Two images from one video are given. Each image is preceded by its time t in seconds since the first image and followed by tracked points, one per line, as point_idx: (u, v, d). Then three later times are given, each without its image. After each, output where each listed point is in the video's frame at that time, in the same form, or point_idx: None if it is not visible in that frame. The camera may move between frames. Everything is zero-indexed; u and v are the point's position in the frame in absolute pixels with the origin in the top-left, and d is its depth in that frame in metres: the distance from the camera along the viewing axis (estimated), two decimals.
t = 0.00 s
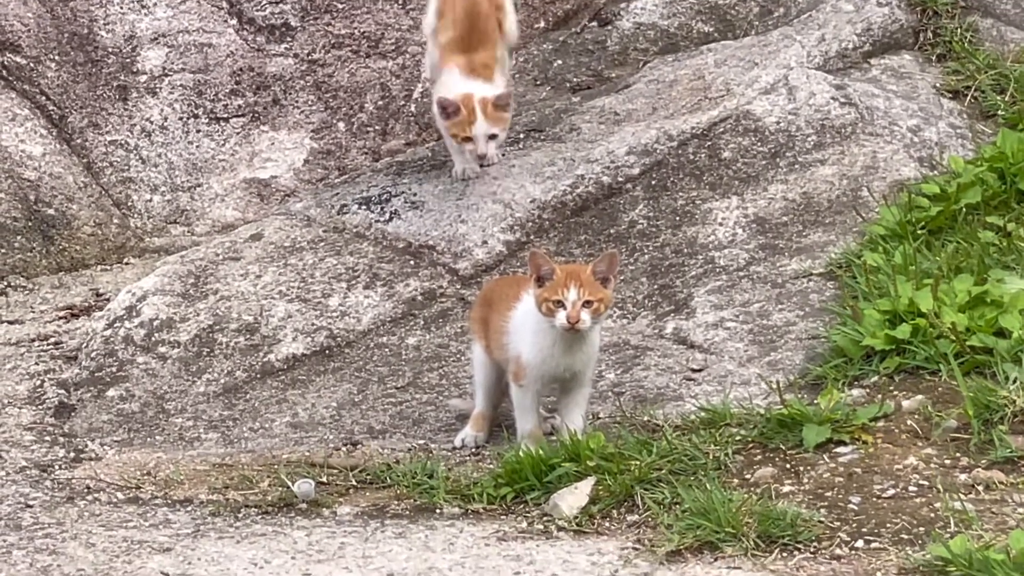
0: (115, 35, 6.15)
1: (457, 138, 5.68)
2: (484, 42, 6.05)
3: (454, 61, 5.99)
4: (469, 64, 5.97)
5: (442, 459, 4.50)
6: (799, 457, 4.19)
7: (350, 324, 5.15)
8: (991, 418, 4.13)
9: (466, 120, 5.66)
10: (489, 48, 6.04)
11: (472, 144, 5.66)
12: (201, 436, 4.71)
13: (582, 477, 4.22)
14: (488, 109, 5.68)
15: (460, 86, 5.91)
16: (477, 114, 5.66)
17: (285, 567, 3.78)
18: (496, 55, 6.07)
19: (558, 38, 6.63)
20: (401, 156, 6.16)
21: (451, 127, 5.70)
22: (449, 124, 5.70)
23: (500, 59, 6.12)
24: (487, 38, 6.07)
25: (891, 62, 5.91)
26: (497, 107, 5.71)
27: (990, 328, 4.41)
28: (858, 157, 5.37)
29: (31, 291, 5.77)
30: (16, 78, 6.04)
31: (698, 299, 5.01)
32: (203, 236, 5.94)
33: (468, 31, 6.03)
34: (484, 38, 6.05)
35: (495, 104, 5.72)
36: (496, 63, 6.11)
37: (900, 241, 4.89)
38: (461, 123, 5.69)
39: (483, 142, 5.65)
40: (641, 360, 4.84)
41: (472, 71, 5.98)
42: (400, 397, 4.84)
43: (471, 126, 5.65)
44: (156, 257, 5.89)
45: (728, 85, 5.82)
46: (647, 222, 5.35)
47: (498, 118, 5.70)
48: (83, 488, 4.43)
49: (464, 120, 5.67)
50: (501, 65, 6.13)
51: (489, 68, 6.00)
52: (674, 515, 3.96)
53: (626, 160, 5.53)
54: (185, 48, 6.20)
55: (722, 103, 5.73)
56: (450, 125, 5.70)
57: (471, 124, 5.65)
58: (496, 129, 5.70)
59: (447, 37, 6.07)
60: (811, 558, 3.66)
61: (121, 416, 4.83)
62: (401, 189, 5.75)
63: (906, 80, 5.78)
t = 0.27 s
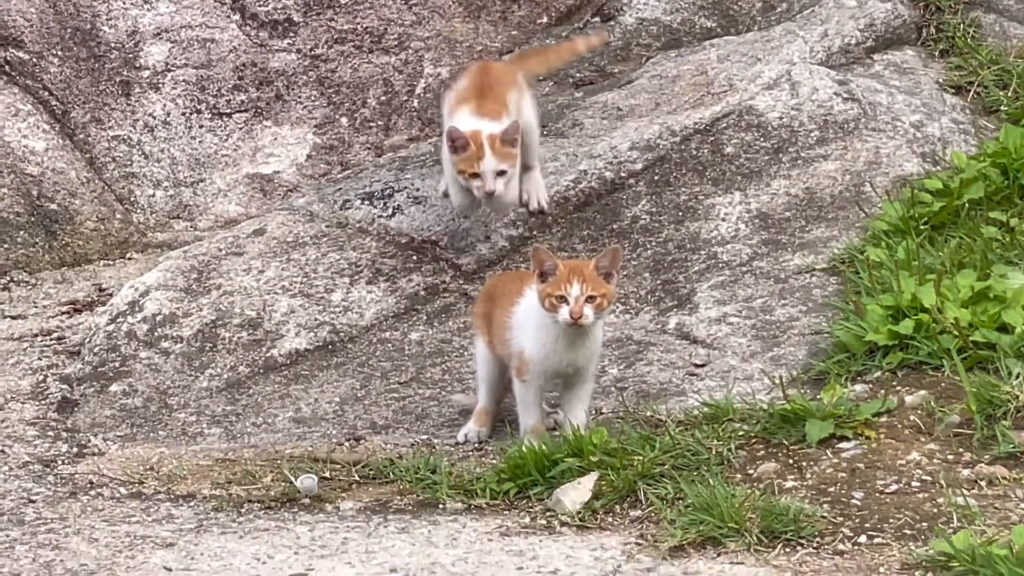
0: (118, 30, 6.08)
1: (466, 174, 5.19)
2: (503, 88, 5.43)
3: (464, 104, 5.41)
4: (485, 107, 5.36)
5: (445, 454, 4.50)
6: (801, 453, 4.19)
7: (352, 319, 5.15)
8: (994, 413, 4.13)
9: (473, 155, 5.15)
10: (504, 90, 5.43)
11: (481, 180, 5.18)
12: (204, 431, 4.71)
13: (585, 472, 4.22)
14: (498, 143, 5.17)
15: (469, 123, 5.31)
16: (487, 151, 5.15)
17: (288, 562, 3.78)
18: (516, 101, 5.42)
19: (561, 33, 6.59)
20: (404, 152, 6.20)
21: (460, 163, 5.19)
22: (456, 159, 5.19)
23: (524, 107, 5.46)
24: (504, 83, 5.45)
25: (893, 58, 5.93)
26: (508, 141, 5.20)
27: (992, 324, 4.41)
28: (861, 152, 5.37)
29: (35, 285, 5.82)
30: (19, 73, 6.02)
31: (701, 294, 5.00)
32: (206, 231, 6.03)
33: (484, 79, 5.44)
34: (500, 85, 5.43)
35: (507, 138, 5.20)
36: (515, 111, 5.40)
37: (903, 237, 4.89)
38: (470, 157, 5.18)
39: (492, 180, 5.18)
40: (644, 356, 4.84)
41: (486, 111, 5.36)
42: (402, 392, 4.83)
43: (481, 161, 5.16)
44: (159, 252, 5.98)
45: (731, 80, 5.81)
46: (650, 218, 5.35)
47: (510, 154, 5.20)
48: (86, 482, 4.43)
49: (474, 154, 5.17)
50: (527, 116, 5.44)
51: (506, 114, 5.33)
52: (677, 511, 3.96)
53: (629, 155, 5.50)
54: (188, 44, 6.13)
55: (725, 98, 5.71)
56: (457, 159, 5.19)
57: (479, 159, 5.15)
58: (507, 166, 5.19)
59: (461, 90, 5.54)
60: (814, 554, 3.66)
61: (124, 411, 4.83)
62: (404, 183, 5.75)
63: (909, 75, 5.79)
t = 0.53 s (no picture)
0: (120, 26, 6.10)
1: (472, 216, 5.11)
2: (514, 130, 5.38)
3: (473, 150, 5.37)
4: (493, 152, 5.31)
5: (448, 450, 4.50)
6: (804, 448, 4.19)
7: (355, 315, 5.15)
8: (997, 409, 4.13)
9: (479, 196, 5.10)
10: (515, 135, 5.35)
11: (487, 221, 5.08)
12: (207, 426, 4.71)
13: (588, 468, 4.22)
14: (502, 184, 5.10)
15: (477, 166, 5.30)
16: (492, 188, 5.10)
17: (291, 557, 3.79)
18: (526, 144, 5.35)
19: (563, 29, 6.47)
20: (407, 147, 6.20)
21: (465, 205, 5.13)
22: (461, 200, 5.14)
23: (535, 151, 5.39)
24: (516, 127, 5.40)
25: (897, 53, 5.92)
26: (512, 183, 5.12)
27: (995, 319, 4.40)
28: (864, 148, 5.36)
29: (37, 282, 5.81)
30: (22, 69, 6.03)
31: (704, 290, 5.00)
32: (209, 227, 6.01)
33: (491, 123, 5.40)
34: (510, 127, 5.38)
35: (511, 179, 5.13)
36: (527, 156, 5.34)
37: (906, 232, 4.89)
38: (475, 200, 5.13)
39: (499, 219, 5.06)
40: (647, 351, 4.84)
41: (496, 158, 5.30)
42: (405, 387, 4.84)
43: (486, 202, 5.08)
44: (162, 248, 5.98)
45: (734, 76, 5.82)
46: (653, 213, 5.35)
47: (514, 194, 5.11)
48: (89, 478, 4.43)
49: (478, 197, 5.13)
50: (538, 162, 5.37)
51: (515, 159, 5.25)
52: (680, 506, 3.96)
53: (632, 151, 5.55)
54: (191, 39, 6.13)
55: (728, 94, 5.72)
56: (462, 201, 5.15)
57: (484, 199, 5.08)
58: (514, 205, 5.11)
59: (473, 134, 5.51)
60: (816, 549, 3.67)
61: (127, 406, 4.83)
62: (407, 178, 5.78)
63: (912, 70, 5.79)
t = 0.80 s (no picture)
0: (124, 20, 6.12)
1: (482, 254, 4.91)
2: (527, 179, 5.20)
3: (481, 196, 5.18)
4: (503, 197, 5.13)
5: (451, 445, 4.50)
6: (807, 444, 4.19)
7: (358, 309, 5.14)
8: (1000, 404, 4.13)
9: (489, 235, 4.91)
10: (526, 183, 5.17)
11: (498, 258, 4.88)
12: (210, 421, 4.71)
13: (591, 463, 4.22)
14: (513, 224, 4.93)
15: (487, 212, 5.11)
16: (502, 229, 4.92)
17: (294, 552, 3.81)
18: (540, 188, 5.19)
19: (566, 24, 6.48)
20: (410, 142, 6.16)
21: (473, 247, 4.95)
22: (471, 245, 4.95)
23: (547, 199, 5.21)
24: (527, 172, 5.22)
25: (899, 48, 5.92)
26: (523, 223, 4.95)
27: (998, 315, 4.40)
28: (867, 143, 5.36)
29: (41, 276, 5.80)
30: (25, 63, 6.06)
31: (707, 285, 4.99)
32: (212, 222, 6.02)
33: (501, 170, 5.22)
34: (518, 178, 5.18)
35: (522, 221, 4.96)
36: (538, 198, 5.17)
37: (909, 227, 4.88)
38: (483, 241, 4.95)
39: (509, 255, 4.87)
40: (650, 346, 4.84)
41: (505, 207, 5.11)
42: (408, 382, 4.84)
43: (496, 239, 4.90)
44: (166, 243, 5.96)
45: (737, 71, 5.82)
46: (656, 208, 5.35)
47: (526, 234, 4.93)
48: (92, 473, 4.44)
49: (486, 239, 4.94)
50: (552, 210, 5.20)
51: (528, 203, 5.07)
52: (683, 502, 3.97)
53: (635, 146, 5.55)
54: (194, 34, 6.15)
55: (731, 89, 5.71)
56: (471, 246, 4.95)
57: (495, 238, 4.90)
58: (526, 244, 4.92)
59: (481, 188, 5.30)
60: (819, 545, 3.67)
61: (130, 401, 4.83)
62: (411, 174, 5.74)
63: (915, 65, 5.79)
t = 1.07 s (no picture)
0: (127, 15, 6.14)
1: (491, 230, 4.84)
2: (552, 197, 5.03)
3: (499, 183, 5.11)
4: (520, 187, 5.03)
5: (454, 439, 4.50)
6: (811, 438, 4.19)
7: (362, 304, 5.12)
8: (1003, 399, 4.14)
9: (500, 210, 4.83)
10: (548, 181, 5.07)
11: (508, 234, 4.80)
12: (213, 416, 4.71)
13: (595, 457, 4.22)
14: (526, 199, 4.84)
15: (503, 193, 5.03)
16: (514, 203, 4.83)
17: (298, 547, 3.83)
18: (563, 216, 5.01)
19: (570, 18, 6.48)
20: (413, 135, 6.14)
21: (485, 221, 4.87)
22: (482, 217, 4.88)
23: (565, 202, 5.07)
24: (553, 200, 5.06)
25: (903, 43, 5.91)
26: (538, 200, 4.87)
27: (1002, 309, 4.41)
28: (870, 137, 5.35)
29: (44, 270, 5.79)
30: (28, 58, 6.05)
31: (711, 279, 4.99)
32: (215, 216, 6.01)
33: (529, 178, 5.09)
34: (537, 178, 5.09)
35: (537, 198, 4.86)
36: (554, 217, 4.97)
37: (912, 222, 4.88)
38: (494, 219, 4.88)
39: (519, 231, 4.78)
40: (654, 340, 4.83)
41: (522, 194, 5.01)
42: (411, 376, 4.83)
43: (506, 216, 4.82)
44: (168, 236, 5.95)
45: (741, 65, 5.82)
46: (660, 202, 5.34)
47: (537, 212, 4.83)
48: (95, 467, 4.45)
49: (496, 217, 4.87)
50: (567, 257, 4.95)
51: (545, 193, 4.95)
52: (686, 496, 3.97)
53: (638, 140, 5.54)
54: (198, 28, 6.16)
55: (734, 83, 5.72)
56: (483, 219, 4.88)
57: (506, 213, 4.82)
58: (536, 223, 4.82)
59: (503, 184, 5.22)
60: (823, 539, 3.68)
61: (134, 395, 4.83)
62: (414, 168, 5.72)
63: (919, 60, 5.78)
